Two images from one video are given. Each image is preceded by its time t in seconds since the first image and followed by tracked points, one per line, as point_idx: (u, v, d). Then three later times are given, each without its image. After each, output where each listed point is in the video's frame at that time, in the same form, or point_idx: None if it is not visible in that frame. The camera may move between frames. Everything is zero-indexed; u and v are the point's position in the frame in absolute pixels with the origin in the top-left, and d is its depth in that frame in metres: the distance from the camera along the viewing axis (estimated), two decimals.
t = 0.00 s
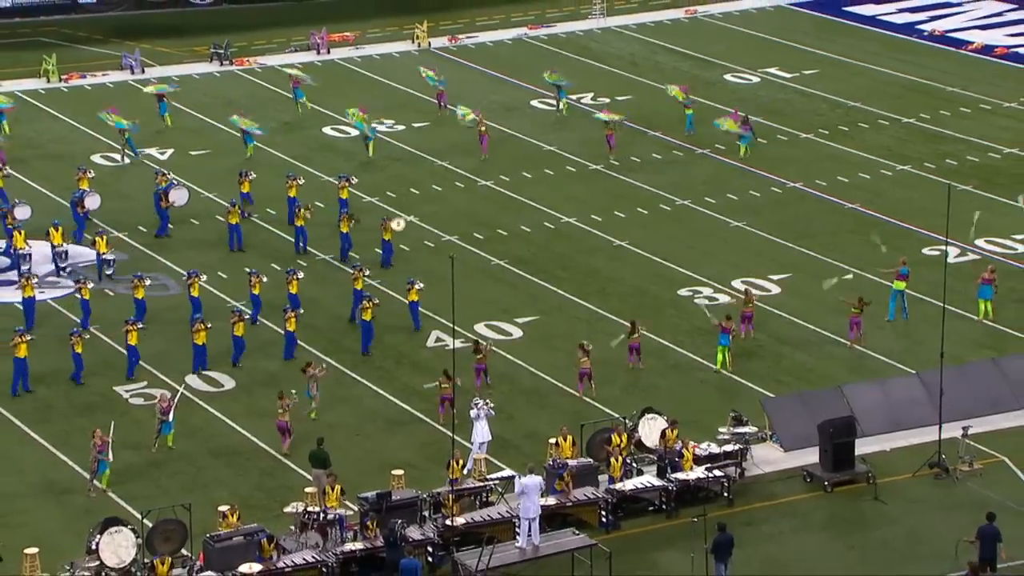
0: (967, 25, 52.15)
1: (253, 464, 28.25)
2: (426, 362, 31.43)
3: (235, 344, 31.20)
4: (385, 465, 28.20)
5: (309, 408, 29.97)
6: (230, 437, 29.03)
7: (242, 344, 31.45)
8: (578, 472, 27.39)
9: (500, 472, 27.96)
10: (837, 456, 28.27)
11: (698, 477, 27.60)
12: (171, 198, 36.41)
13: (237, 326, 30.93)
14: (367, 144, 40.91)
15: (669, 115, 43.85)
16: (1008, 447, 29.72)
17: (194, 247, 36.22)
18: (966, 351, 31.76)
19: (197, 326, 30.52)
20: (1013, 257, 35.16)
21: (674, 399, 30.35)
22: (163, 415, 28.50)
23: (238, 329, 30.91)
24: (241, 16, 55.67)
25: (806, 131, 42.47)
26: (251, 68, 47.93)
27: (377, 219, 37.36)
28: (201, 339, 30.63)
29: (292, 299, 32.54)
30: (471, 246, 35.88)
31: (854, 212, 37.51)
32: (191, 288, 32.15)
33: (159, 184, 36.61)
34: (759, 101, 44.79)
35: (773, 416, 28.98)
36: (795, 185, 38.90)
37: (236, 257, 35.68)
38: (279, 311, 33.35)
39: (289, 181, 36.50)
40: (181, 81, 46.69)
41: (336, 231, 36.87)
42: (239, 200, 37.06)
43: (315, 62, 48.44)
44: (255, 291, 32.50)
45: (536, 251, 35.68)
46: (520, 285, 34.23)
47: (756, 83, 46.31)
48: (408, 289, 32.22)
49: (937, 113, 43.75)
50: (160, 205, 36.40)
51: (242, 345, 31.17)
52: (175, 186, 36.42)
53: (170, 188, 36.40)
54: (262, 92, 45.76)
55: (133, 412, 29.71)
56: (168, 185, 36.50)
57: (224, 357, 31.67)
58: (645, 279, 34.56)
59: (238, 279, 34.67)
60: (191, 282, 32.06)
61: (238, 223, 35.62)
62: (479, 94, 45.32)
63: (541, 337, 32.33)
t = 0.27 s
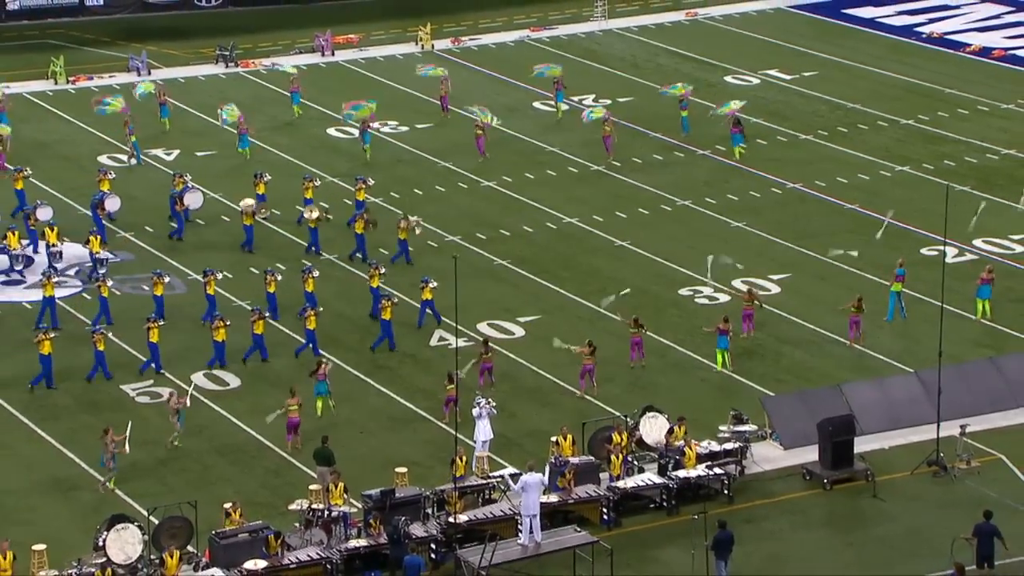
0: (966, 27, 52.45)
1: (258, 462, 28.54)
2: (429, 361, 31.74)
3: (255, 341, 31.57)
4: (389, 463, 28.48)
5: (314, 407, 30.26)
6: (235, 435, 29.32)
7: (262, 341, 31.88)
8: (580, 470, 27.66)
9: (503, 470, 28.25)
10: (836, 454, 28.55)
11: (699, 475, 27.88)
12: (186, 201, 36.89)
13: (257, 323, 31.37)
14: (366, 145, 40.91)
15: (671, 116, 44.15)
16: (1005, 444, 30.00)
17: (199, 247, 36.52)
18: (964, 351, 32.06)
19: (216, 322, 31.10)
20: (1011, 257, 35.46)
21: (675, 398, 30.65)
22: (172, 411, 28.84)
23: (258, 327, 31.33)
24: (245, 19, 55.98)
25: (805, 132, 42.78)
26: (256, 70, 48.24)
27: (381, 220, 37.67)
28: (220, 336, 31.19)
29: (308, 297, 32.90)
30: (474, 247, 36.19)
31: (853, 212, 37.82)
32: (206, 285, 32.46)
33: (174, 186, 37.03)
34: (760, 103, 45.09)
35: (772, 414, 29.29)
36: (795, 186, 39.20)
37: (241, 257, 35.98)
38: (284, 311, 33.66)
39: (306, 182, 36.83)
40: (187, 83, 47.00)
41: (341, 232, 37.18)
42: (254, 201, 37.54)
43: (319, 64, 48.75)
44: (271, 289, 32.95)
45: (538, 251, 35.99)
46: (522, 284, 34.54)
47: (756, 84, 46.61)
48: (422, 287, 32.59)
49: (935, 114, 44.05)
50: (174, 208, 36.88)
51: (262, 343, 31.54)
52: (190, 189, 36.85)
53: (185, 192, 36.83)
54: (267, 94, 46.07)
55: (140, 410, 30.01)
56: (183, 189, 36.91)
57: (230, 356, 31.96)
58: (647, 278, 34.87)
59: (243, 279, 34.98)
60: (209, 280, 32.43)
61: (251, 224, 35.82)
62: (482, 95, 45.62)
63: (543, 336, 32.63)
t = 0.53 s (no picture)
0: (966, 30, 52.75)
1: (265, 460, 28.83)
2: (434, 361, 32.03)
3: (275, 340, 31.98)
4: (394, 461, 28.77)
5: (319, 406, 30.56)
6: (242, 434, 29.62)
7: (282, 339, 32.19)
8: (582, 468, 27.90)
9: (506, 468, 28.52)
10: (837, 452, 28.82)
11: (701, 473, 28.15)
12: (202, 205, 36.74)
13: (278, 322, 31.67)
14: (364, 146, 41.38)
15: (673, 117, 44.44)
16: (1005, 442, 30.27)
17: (206, 247, 36.83)
18: (964, 350, 32.34)
19: (236, 321, 31.21)
20: (1010, 258, 35.74)
21: (678, 396, 30.94)
22: (182, 407, 29.09)
23: (281, 325, 31.67)
24: (252, 22, 56.31)
25: (807, 133, 43.08)
26: (263, 72, 48.56)
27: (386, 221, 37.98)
28: (241, 334, 31.35)
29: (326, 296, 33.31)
30: (478, 247, 36.49)
31: (853, 213, 38.11)
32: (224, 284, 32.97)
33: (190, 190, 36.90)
34: (762, 104, 45.39)
35: (773, 412, 29.60)
36: (797, 187, 39.49)
37: (248, 257, 36.29)
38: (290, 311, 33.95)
39: (323, 183, 37.02)
40: (194, 84, 47.31)
41: (347, 232, 37.50)
42: (268, 201, 37.74)
43: (325, 66, 49.06)
44: (286, 288, 33.21)
45: (542, 251, 36.29)
46: (526, 284, 34.84)
47: (758, 86, 46.91)
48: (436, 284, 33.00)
49: (935, 115, 44.34)
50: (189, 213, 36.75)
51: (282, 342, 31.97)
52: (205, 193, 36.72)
53: (200, 195, 36.71)
54: (273, 95, 46.38)
55: (148, 409, 30.31)
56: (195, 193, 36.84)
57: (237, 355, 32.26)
58: (649, 278, 35.16)
59: (250, 279, 35.29)
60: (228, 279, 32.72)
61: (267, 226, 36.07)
62: (486, 97, 45.92)
63: (547, 336, 32.93)
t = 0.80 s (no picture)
0: (968, 31, 53.00)
1: (274, 457, 29.12)
2: (441, 359, 32.33)
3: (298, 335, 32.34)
4: (401, 458, 29.06)
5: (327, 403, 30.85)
6: (250, 431, 29.92)
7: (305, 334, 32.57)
8: (587, 465, 28.18)
9: (512, 465, 28.80)
10: (840, 450, 29.08)
11: (705, 471, 28.42)
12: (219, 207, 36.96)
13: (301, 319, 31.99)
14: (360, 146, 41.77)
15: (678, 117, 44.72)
16: (1006, 440, 30.54)
17: (215, 247, 37.14)
18: (966, 348, 32.62)
19: (259, 318, 31.60)
20: (1012, 257, 36.01)
21: (682, 394, 31.22)
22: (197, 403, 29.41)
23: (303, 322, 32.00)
24: (260, 23, 56.62)
25: (810, 133, 43.35)
26: (272, 73, 48.87)
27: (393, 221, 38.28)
28: (264, 330, 31.70)
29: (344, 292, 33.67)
30: (484, 246, 36.79)
31: (856, 213, 38.38)
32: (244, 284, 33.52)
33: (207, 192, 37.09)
34: (766, 105, 45.67)
35: (777, 410, 29.90)
36: (800, 187, 39.76)
37: (256, 257, 36.60)
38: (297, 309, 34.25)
39: (343, 185, 37.31)
40: (204, 85, 47.62)
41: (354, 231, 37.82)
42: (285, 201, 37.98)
43: (333, 67, 49.37)
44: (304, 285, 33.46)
45: (547, 251, 36.57)
46: (532, 283, 35.13)
47: (762, 87, 47.18)
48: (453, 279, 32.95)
49: (937, 116, 44.60)
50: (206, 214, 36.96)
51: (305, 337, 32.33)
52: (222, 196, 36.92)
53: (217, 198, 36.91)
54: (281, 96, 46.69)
55: (158, 406, 30.62)
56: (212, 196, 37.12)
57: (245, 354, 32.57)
58: (654, 277, 35.45)
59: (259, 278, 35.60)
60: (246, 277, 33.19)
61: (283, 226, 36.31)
62: (492, 98, 46.22)
63: (552, 334, 33.22)
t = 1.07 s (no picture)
0: (973, 32, 53.32)
1: (286, 453, 29.50)
2: (450, 357, 32.69)
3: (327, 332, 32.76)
4: (412, 454, 29.43)
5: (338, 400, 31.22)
6: (263, 428, 30.29)
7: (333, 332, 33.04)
8: (596, 462, 28.53)
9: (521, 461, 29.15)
10: (846, 447, 29.41)
11: (712, 467, 28.76)
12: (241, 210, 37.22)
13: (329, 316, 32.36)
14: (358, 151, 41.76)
15: (686, 117, 45.06)
16: (1009, 437, 30.87)
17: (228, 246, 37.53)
18: (970, 347, 32.95)
19: (286, 313, 32.21)
20: (1015, 256, 36.34)
21: (689, 391, 31.58)
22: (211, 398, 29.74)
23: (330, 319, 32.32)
24: (271, 25, 57.03)
25: (816, 134, 43.69)
26: (283, 74, 49.26)
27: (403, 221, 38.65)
28: (290, 326, 32.31)
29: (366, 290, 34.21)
30: (493, 245, 37.15)
31: (861, 212, 38.72)
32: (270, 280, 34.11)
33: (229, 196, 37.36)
34: (772, 106, 46.01)
35: (783, 408, 30.22)
36: (807, 187, 40.11)
37: (268, 256, 36.98)
38: (309, 307, 34.63)
39: (366, 186, 37.75)
40: (216, 86, 48.01)
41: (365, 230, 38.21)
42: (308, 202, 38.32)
43: (344, 67, 49.76)
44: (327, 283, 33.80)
45: (556, 250, 36.93)
46: (540, 281, 35.50)
47: (769, 88, 47.52)
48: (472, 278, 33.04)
49: (942, 117, 44.93)
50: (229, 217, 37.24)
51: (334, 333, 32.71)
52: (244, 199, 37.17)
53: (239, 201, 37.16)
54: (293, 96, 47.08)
55: (172, 403, 31.00)
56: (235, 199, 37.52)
57: (257, 352, 32.94)
58: (661, 276, 35.80)
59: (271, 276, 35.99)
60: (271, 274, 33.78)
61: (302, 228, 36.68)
62: (501, 98, 46.59)
63: (561, 332, 33.58)
